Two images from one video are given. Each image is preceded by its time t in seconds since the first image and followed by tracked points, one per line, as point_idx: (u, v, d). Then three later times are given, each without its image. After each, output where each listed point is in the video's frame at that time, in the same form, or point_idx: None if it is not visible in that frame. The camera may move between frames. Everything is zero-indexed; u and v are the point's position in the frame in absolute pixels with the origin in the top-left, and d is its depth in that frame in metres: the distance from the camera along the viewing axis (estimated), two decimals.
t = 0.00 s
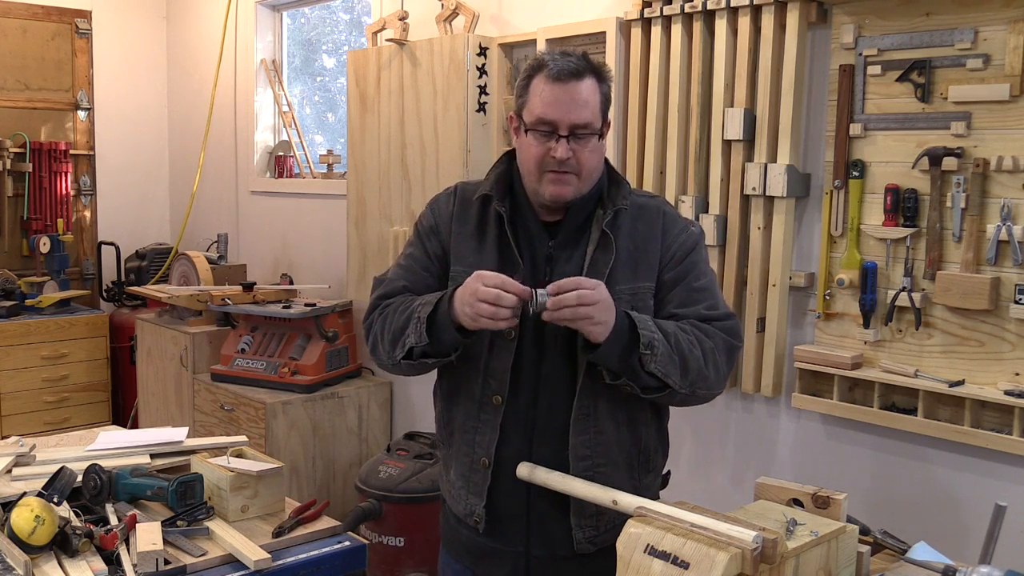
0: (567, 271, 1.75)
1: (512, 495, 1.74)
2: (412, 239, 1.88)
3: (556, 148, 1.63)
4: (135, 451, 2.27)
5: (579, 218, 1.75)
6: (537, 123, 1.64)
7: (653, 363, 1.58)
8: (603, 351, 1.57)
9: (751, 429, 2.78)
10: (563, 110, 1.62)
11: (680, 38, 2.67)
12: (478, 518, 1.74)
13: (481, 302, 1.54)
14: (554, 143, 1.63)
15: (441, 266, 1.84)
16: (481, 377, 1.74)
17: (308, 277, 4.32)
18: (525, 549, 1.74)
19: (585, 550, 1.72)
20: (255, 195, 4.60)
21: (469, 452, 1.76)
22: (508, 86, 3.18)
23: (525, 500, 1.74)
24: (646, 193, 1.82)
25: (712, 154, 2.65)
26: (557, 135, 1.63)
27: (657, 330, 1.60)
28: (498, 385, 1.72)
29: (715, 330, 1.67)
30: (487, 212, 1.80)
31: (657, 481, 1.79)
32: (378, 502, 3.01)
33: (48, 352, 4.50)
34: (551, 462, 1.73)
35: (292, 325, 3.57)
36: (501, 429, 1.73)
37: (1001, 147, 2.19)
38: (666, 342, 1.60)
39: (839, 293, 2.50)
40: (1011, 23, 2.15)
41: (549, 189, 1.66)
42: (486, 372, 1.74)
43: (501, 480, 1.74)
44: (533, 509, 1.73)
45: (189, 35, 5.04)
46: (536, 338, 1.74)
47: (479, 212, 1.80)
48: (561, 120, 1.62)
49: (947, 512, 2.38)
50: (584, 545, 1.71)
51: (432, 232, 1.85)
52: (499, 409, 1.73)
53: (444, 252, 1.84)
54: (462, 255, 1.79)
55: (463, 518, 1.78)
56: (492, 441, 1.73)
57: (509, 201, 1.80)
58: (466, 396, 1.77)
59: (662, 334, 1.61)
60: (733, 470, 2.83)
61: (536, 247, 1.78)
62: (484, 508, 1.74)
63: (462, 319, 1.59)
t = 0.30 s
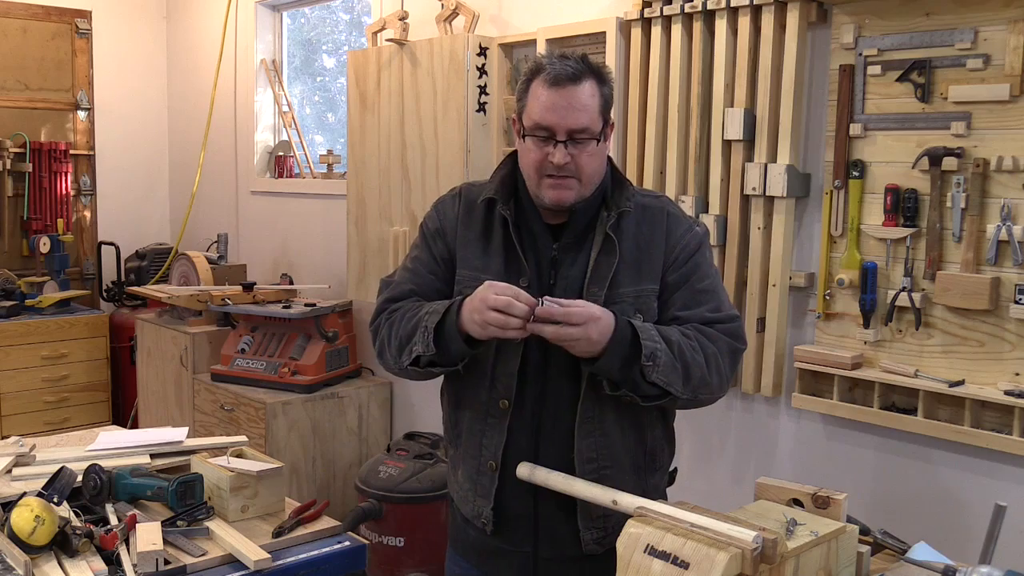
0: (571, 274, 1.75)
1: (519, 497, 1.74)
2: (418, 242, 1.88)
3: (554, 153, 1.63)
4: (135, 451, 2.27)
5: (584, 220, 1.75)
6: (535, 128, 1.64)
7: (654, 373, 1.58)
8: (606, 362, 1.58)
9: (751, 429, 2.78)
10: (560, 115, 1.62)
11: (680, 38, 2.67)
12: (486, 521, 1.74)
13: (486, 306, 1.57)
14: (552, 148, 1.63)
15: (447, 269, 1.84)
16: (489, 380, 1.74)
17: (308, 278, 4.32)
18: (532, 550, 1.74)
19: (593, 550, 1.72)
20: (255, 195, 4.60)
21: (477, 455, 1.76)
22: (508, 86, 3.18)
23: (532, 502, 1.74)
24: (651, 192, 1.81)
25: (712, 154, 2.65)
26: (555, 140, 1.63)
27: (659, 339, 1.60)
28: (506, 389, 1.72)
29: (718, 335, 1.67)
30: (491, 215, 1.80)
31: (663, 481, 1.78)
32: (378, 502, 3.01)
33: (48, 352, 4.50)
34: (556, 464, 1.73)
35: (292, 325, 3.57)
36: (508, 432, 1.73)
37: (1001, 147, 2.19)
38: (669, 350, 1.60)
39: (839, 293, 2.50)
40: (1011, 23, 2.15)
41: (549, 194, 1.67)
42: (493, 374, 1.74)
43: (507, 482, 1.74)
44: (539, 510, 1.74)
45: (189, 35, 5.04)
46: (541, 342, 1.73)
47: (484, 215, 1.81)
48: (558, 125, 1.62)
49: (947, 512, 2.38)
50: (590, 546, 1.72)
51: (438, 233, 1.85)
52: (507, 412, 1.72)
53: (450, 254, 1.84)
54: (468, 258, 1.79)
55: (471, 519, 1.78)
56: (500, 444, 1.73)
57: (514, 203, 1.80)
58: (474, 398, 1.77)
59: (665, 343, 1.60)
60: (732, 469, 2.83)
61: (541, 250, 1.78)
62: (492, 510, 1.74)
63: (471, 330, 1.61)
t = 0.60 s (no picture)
0: (576, 276, 1.75)
1: (522, 497, 1.74)
2: (424, 243, 1.89)
3: (556, 155, 1.63)
4: (135, 451, 2.27)
5: (589, 221, 1.74)
6: (537, 130, 1.64)
7: (656, 380, 1.57)
8: (606, 371, 1.57)
9: (751, 429, 2.78)
10: (562, 117, 1.62)
11: (680, 38, 2.67)
12: (490, 521, 1.75)
13: (476, 301, 1.56)
14: (554, 150, 1.64)
15: (452, 271, 1.86)
16: (492, 382, 1.75)
17: (308, 278, 4.32)
18: (536, 551, 1.75)
19: (596, 551, 1.72)
20: (255, 195, 4.60)
21: (481, 455, 1.76)
22: (508, 86, 3.18)
23: (535, 502, 1.74)
24: (657, 192, 1.80)
25: (712, 154, 2.65)
26: (557, 142, 1.63)
27: (660, 344, 1.59)
28: (509, 389, 1.73)
29: (723, 338, 1.66)
30: (496, 216, 1.80)
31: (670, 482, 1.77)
32: (378, 502, 3.01)
33: (48, 352, 4.50)
34: (559, 464, 1.73)
35: (292, 325, 3.57)
36: (511, 433, 1.74)
37: (1001, 147, 2.19)
38: (671, 356, 1.59)
39: (839, 293, 2.50)
40: (1011, 23, 2.15)
41: (552, 196, 1.67)
42: (497, 375, 1.75)
43: (510, 482, 1.75)
44: (543, 511, 1.74)
45: (189, 35, 5.04)
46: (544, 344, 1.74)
47: (489, 216, 1.81)
48: (560, 128, 1.62)
49: (948, 512, 2.38)
50: (593, 546, 1.72)
51: (443, 234, 1.86)
52: (510, 413, 1.73)
53: (455, 255, 1.86)
54: (472, 259, 1.80)
55: (476, 519, 1.78)
56: (503, 444, 1.73)
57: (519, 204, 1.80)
58: (478, 399, 1.78)
59: (666, 348, 1.60)
60: (732, 469, 2.83)
61: (545, 251, 1.78)
62: (496, 510, 1.74)
63: (462, 333, 1.61)
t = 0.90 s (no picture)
0: (581, 275, 1.74)
1: (525, 494, 1.76)
2: (443, 245, 1.93)
3: (553, 158, 1.64)
4: (135, 451, 2.27)
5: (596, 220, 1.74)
6: (534, 135, 1.66)
7: (648, 384, 1.57)
8: (597, 374, 1.57)
9: (751, 429, 2.78)
10: (556, 120, 1.62)
11: (680, 38, 2.67)
12: (495, 516, 1.78)
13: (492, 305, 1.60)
14: (551, 153, 1.65)
15: (465, 270, 1.89)
16: (497, 378, 1.77)
17: (308, 277, 4.32)
18: (539, 548, 1.76)
19: (597, 551, 1.72)
20: (255, 195, 4.60)
21: (487, 450, 1.79)
22: (508, 86, 3.18)
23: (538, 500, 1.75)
24: (669, 193, 1.78)
25: (712, 154, 2.65)
26: (553, 145, 1.64)
27: (653, 347, 1.58)
28: (512, 387, 1.75)
29: (728, 341, 1.63)
30: (508, 216, 1.82)
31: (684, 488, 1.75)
32: (378, 502, 3.01)
33: (48, 352, 4.50)
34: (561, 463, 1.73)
35: (292, 325, 3.57)
36: (514, 432, 1.75)
37: (1000, 147, 2.19)
38: (665, 359, 1.58)
39: (839, 293, 2.49)
40: (1011, 23, 2.15)
41: (554, 197, 1.68)
42: (502, 373, 1.77)
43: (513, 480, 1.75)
44: (545, 510, 1.74)
45: (189, 35, 5.04)
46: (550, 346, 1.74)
47: (502, 215, 1.83)
48: (554, 130, 1.63)
49: (948, 512, 2.38)
50: (593, 546, 1.71)
51: (459, 234, 1.89)
52: (513, 409, 1.75)
53: (469, 255, 1.89)
54: (483, 258, 1.82)
55: (485, 516, 1.81)
56: (506, 440, 1.75)
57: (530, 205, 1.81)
58: (486, 395, 1.80)
59: (660, 352, 1.59)
60: (732, 469, 2.83)
61: (553, 250, 1.78)
62: (500, 506, 1.77)
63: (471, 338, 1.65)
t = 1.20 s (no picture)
0: (590, 273, 1.75)
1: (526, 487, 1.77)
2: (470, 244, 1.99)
3: (548, 165, 1.68)
4: (135, 451, 2.27)
5: (608, 222, 1.74)
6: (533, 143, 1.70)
7: (638, 394, 1.56)
8: (584, 383, 1.57)
9: (751, 429, 2.78)
10: (548, 129, 1.66)
11: (680, 38, 2.67)
12: (498, 507, 1.80)
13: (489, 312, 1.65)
14: (547, 161, 1.68)
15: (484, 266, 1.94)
16: (506, 370, 1.81)
17: (308, 277, 4.32)
18: (537, 542, 1.77)
19: (592, 549, 1.71)
20: (255, 195, 4.60)
21: (494, 440, 1.82)
22: (508, 86, 3.18)
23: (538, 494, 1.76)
24: (686, 195, 1.77)
25: (712, 153, 2.65)
26: (549, 153, 1.68)
27: (645, 356, 1.57)
28: (517, 380, 1.79)
29: (731, 347, 1.61)
30: (524, 214, 1.85)
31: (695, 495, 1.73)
32: (378, 502, 3.01)
33: (48, 352, 4.50)
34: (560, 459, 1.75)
35: (292, 325, 3.58)
36: (517, 425, 1.78)
37: (1001, 147, 2.19)
38: (658, 368, 1.57)
39: (839, 293, 2.49)
40: (1011, 23, 2.15)
41: (557, 203, 1.72)
42: (510, 367, 1.81)
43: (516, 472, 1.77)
44: (544, 504, 1.76)
45: (189, 35, 5.04)
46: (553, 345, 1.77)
47: (522, 214, 1.86)
48: (547, 139, 1.67)
49: (948, 512, 2.38)
50: (587, 544, 1.70)
51: (482, 231, 1.95)
52: (517, 401, 1.78)
53: (489, 252, 1.94)
54: (500, 255, 1.86)
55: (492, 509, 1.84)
56: (510, 430, 1.78)
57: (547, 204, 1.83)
58: (496, 386, 1.85)
59: (653, 360, 1.58)
60: (732, 469, 2.83)
61: (565, 249, 1.79)
62: (503, 497, 1.79)
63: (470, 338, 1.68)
